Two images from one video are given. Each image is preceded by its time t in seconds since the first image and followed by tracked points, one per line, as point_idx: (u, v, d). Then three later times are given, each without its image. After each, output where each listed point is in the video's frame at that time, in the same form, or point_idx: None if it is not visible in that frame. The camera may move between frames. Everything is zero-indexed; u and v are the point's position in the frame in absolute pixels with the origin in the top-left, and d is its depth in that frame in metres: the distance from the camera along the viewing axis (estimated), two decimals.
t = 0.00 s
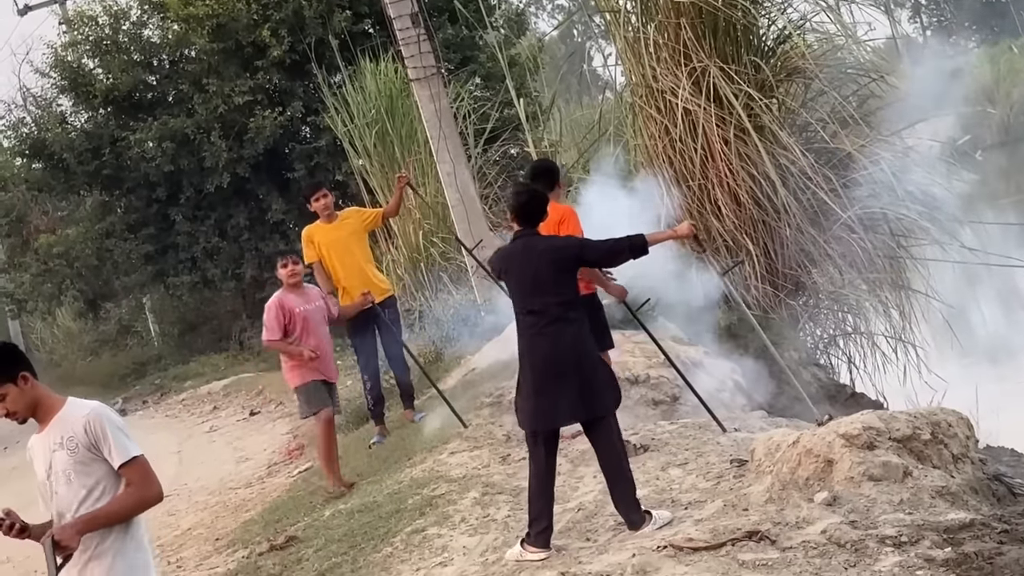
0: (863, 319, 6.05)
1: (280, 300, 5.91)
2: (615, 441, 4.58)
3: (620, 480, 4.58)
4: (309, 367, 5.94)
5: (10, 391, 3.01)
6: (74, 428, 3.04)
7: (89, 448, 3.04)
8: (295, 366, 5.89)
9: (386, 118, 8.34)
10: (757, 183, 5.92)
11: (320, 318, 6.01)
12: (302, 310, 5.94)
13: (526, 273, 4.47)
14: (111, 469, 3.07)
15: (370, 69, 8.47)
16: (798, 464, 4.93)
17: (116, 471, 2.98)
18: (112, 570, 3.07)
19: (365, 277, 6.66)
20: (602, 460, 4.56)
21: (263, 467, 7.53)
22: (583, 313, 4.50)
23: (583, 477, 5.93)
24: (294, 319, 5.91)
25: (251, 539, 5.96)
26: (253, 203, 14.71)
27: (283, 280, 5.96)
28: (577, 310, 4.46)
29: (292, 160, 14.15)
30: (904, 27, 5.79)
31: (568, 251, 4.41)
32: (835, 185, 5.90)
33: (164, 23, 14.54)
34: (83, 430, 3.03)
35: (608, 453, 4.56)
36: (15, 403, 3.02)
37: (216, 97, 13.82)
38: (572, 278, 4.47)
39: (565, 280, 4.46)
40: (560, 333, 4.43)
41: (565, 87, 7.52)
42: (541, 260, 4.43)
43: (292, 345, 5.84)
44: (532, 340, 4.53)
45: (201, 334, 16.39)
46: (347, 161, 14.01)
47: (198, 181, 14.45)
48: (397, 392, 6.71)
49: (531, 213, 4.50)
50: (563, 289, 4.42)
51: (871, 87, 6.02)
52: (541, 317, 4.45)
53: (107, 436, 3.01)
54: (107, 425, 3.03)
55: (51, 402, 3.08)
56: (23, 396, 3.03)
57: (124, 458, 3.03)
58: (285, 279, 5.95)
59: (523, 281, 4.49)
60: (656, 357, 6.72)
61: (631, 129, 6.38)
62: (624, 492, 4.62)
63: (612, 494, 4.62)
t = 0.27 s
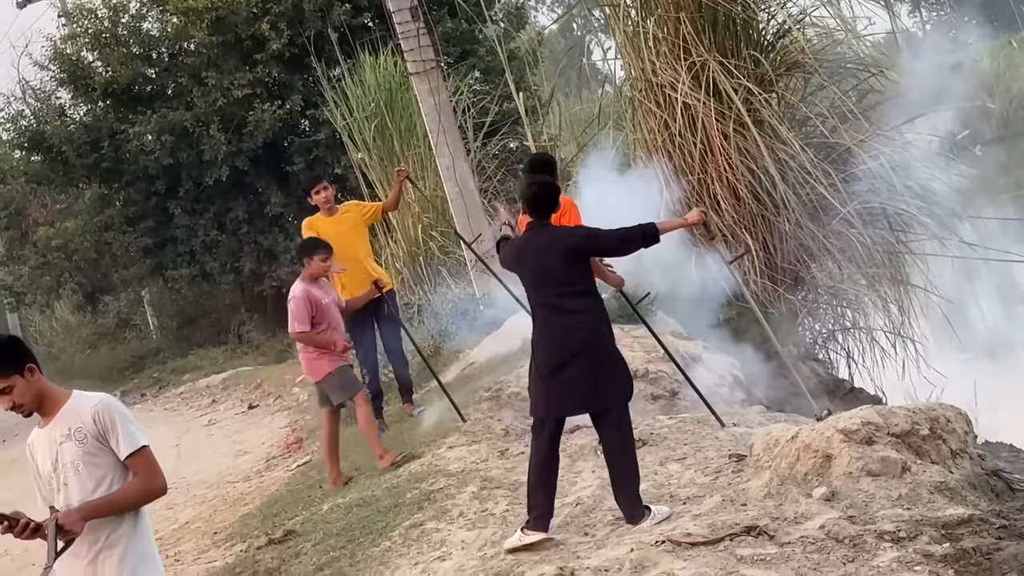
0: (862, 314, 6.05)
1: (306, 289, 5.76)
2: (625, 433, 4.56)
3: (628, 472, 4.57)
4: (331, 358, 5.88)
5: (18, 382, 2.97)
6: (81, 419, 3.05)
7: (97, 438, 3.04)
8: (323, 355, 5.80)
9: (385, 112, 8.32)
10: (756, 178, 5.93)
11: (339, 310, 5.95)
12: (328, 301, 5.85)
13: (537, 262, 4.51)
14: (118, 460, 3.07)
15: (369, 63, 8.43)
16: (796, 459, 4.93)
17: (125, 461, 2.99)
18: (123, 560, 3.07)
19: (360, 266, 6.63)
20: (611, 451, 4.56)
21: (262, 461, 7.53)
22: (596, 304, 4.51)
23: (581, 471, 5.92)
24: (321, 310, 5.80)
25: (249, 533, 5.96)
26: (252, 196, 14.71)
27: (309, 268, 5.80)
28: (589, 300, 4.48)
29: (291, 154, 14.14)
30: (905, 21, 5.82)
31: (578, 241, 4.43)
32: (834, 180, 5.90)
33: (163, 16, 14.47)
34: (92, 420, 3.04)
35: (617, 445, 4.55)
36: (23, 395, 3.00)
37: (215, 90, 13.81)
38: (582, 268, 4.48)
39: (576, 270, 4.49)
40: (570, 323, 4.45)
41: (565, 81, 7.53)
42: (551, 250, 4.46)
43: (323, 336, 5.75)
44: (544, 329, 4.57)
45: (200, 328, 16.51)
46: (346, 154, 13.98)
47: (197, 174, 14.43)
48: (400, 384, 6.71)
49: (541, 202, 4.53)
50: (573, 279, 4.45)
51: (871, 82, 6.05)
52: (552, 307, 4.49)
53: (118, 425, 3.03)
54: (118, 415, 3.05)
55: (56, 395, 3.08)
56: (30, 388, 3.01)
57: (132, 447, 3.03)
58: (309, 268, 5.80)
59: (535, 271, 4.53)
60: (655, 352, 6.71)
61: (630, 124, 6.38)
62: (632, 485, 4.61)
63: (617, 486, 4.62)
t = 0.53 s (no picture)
0: (860, 310, 6.06)
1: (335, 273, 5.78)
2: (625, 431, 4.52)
3: (627, 469, 4.54)
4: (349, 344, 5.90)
5: (20, 375, 2.97)
6: (84, 411, 3.03)
7: (100, 431, 3.02)
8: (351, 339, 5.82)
9: (383, 105, 8.32)
10: (755, 173, 5.94)
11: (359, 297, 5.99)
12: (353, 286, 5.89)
13: (540, 256, 4.49)
14: (120, 454, 3.05)
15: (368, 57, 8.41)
16: (795, 454, 4.93)
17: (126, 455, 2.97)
18: (123, 554, 3.03)
19: (356, 262, 6.65)
20: (610, 448, 4.52)
21: (259, 455, 7.53)
22: (597, 300, 4.48)
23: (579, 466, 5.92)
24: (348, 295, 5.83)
25: (247, 527, 5.96)
26: (251, 189, 14.68)
27: (339, 252, 5.82)
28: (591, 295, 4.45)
29: (289, 148, 14.14)
30: (904, 17, 5.76)
31: (581, 235, 4.42)
32: (833, 175, 5.90)
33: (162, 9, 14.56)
34: (95, 413, 3.02)
35: (616, 442, 4.51)
36: (27, 387, 3.00)
37: (214, 84, 13.79)
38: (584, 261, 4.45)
39: (578, 265, 4.46)
40: (572, 318, 4.42)
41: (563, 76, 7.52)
42: (554, 243, 4.44)
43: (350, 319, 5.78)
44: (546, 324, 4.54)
45: (198, 321, 16.69)
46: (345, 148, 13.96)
47: (196, 167, 14.43)
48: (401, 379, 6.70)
49: (546, 195, 4.53)
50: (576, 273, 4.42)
51: (870, 77, 6.04)
52: (554, 301, 4.45)
53: (119, 418, 3.00)
54: (120, 408, 3.02)
55: (61, 387, 3.07)
56: (34, 380, 3.00)
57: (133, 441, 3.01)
58: (339, 251, 5.81)
59: (537, 265, 4.51)
60: (654, 347, 6.70)
61: (628, 119, 6.40)
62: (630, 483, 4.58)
63: (616, 481, 4.59)
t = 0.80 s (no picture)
0: (858, 305, 6.06)
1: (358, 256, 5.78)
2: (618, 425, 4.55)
3: (619, 462, 4.58)
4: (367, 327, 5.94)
5: (23, 365, 3.00)
6: (83, 403, 3.03)
7: (97, 424, 3.02)
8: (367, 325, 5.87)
9: (382, 98, 8.27)
10: (753, 167, 5.95)
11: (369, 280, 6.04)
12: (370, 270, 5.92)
13: (532, 253, 4.51)
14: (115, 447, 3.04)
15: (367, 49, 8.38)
16: (791, 448, 4.94)
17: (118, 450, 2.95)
18: (117, 547, 3.04)
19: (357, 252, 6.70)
20: (603, 442, 4.55)
21: (257, 447, 7.55)
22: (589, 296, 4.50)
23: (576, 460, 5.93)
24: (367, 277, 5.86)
25: (244, 519, 5.98)
26: (249, 182, 14.71)
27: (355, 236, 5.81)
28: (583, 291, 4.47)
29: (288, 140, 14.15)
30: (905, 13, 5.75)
31: (574, 232, 4.44)
32: (831, 170, 5.90)
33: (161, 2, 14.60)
34: (92, 406, 3.01)
35: (610, 436, 4.54)
36: (30, 376, 3.02)
37: (213, 77, 13.77)
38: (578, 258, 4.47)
39: (571, 262, 4.49)
40: (564, 314, 4.44)
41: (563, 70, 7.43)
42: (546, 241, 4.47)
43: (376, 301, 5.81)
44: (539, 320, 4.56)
45: (197, 313, 16.75)
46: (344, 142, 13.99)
47: (194, 160, 14.40)
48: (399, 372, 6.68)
49: (541, 191, 4.55)
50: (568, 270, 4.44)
51: (869, 72, 6.04)
52: (546, 298, 4.48)
53: (115, 413, 3.00)
54: (118, 403, 3.02)
55: (65, 376, 3.07)
56: (37, 370, 3.02)
57: (128, 435, 3.00)
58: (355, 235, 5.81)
59: (529, 261, 4.53)
60: (651, 341, 6.71)
61: (627, 113, 6.40)
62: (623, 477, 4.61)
63: (610, 474, 4.63)
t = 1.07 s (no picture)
0: (856, 300, 6.06)
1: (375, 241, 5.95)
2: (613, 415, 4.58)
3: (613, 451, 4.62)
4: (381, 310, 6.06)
5: None
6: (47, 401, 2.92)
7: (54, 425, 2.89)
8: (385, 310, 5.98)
9: (380, 92, 8.29)
10: (750, 162, 5.96)
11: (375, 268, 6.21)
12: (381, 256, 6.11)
13: (526, 248, 4.49)
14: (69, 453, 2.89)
15: (365, 42, 8.40)
16: (787, 444, 4.94)
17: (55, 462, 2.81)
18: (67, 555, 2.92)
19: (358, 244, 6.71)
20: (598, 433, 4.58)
21: (254, 440, 7.55)
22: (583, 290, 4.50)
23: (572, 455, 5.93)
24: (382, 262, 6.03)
25: (241, 511, 5.98)
26: (246, 175, 14.70)
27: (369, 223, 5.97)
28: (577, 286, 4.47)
29: (287, 133, 14.20)
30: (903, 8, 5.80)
31: (568, 229, 4.43)
32: (829, 165, 5.90)
33: None
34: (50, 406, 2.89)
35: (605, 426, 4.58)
36: (8, 364, 2.99)
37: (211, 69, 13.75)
38: (571, 255, 4.46)
39: (565, 257, 4.48)
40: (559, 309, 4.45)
41: (561, 64, 7.36)
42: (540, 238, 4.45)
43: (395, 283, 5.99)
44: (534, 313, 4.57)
45: (195, 305, 16.60)
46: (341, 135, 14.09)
47: (192, 152, 14.38)
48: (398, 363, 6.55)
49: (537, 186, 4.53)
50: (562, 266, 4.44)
51: (866, 67, 6.02)
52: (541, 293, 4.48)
53: (63, 423, 2.81)
54: (67, 410, 2.82)
55: (40, 369, 2.98)
56: (12, 360, 2.98)
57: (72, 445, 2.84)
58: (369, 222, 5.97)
59: (524, 256, 4.51)
60: (648, 335, 6.70)
61: (624, 109, 6.42)
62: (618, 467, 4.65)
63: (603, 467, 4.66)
